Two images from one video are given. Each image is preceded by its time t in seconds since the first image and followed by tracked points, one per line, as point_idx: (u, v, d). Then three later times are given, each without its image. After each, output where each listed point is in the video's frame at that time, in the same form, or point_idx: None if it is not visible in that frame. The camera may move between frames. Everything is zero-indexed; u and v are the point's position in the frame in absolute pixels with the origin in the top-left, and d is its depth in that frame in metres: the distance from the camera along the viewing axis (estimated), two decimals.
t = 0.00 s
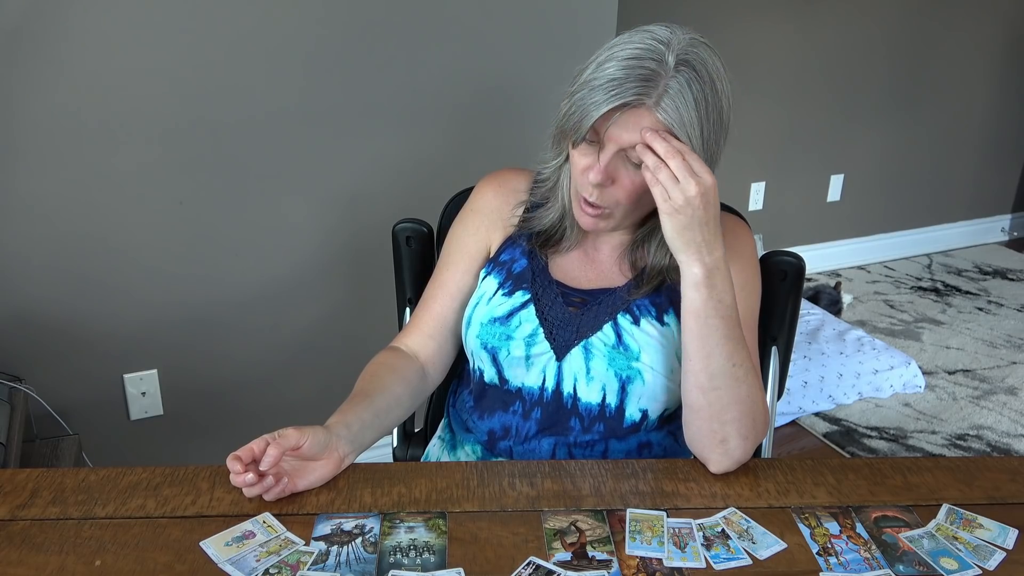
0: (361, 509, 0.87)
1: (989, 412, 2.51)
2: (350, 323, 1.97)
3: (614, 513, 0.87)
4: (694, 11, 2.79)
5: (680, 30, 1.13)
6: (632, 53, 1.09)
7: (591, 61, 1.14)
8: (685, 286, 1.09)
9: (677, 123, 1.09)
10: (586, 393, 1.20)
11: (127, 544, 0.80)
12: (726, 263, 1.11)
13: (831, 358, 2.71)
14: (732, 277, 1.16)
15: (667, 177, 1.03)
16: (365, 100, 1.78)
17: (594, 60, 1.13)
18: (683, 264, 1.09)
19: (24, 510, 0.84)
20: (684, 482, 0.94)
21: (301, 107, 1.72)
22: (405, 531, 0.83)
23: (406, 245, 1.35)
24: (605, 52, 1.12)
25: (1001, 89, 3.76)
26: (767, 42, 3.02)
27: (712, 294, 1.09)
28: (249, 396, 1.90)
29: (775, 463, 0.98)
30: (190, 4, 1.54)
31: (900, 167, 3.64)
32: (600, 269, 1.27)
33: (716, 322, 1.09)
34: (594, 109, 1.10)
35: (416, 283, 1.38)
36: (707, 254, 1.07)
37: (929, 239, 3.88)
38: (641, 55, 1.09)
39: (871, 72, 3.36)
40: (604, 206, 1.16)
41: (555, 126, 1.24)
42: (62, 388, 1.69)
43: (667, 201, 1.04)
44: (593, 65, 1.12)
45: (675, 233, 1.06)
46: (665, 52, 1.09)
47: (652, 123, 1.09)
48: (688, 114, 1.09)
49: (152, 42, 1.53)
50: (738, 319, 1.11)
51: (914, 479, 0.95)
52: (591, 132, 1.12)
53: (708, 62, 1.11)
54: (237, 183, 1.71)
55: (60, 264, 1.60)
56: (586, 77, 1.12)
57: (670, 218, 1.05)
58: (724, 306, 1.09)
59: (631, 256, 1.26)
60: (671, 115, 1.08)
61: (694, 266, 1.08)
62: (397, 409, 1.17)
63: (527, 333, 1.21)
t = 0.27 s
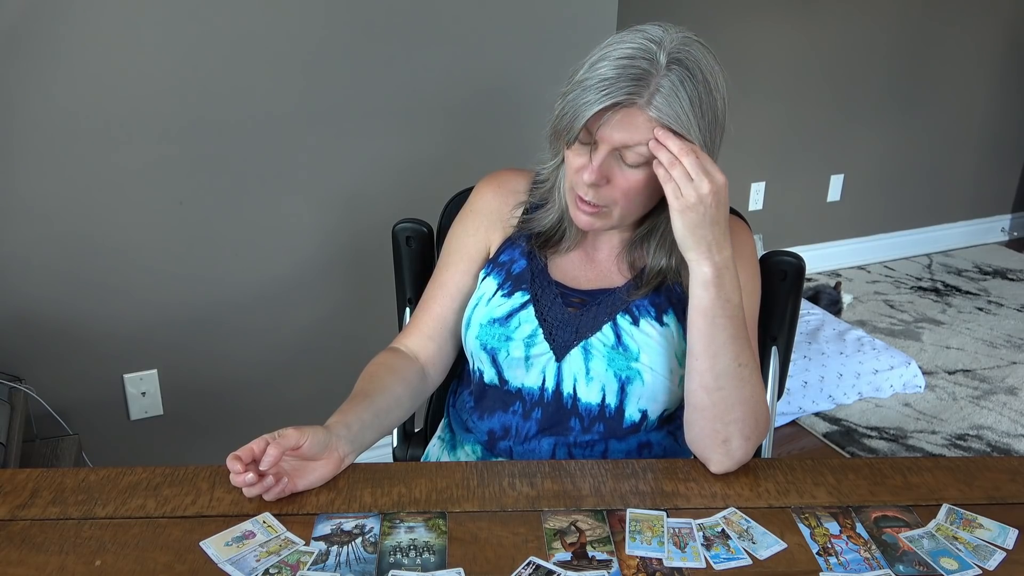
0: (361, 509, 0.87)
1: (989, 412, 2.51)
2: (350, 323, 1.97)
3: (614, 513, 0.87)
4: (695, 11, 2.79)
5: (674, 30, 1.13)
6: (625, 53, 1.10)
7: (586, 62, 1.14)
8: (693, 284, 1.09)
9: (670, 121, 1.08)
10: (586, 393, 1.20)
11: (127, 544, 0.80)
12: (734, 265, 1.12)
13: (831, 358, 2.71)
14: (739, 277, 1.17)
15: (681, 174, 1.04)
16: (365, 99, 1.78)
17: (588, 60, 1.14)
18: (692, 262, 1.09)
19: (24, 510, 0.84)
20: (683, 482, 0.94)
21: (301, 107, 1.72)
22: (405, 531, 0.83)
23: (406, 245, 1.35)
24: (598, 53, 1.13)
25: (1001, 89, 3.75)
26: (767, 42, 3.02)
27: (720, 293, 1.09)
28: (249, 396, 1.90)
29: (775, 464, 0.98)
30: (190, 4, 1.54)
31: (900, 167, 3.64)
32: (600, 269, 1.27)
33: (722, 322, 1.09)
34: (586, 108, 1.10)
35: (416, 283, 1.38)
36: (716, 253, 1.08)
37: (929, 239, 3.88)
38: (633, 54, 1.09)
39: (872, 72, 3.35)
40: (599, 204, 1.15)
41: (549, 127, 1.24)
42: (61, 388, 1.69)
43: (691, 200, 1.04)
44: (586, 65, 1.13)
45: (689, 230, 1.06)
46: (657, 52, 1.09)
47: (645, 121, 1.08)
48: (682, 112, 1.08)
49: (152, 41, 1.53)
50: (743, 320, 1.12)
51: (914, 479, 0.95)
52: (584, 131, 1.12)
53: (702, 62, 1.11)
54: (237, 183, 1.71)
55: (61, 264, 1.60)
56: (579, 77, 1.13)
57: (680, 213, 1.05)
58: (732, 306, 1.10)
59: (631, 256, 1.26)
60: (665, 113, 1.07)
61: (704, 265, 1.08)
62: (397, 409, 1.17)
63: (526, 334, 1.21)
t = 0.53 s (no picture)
0: (361, 509, 0.87)
1: (989, 412, 2.51)
2: (350, 323, 1.97)
3: (614, 514, 0.87)
4: (695, 11, 2.79)
5: (674, 28, 1.13)
6: (627, 51, 1.10)
7: (587, 60, 1.14)
8: (693, 285, 1.09)
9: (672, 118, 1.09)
10: (586, 393, 1.20)
11: (127, 544, 0.80)
12: (733, 265, 1.11)
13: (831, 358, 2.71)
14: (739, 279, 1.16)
15: (672, 178, 1.03)
16: (365, 99, 1.78)
17: (588, 59, 1.13)
18: (690, 264, 1.08)
19: (24, 510, 0.84)
20: (684, 482, 0.94)
21: (301, 107, 1.72)
22: (405, 531, 0.83)
23: (406, 245, 1.35)
24: (599, 51, 1.13)
25: (1001, 90, 3.75)
26: (767, 42, 3.02)
27: (720, 295, 1.09)
28: (249, 396, 1.90)
29: (775, 464, 0.98)
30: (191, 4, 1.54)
31: (900, 167, 3.64)
32: (600, 270, 1.28)
33: (722, 322, 1.09)
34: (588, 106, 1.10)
35: (416, 283, 1.38)
36: (715, 255, 1.07)
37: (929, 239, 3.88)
38: (635, 52, 1.09)
39: (872, 72, 3.35)
40: (602, 203, 1.15)
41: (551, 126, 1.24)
42: (62, 388, 1.69)
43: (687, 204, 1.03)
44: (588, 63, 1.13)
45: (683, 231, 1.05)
46: (660, 50, 1.10)
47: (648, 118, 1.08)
48: (684, 110, 1.09)
49: (152, 41, 1.53)
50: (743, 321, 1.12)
51: (914, 479, 0.95)
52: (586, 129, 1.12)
53: (704, 60, 1.11)
54: (236, 183, 1.71)
55: (61, 264, 1.60)
56: (581, 75, 1.13)
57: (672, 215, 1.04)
58: (731, 307, 1.10)
59: (631, 256, 1.26)
60: (668, 111, 1.08)
61: (702, 266, 1.08)
62: (397, 409, 1.17)
63: (527, 334, 1.21)
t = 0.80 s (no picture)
0: (361, 509, 0.87)
1: (989, 412, 2.51)
2: (350, 323, 1.97)
3: (614, 514, 0.87)
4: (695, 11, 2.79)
5: (678, 27, 1.13)
6: (633, 51, 1.10)
7: (591, 60, 1.14)
8: (692, 286, 1.09)
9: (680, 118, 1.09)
10: (586, 394, 1.20)
11: (127, 544, 0.80)
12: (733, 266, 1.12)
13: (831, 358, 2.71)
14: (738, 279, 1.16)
15: (667, 180, 1.03)
16: (365, 99, 1.78)
17: (593, 59, 1.13)
18: (689, 265, 1.08)
19: (24, 510, 0.84)
20: (684, 482, 0.94)
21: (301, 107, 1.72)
22: (405, 531, 0.83)
23: (406, 245, 1.35)
24: (604, 51, 1.13)
25: (1001, 89, 3.76)
26: (767, 42, 3.02)
27: (719, 295, 1.09)
28: (249, 396, 1.90)
29: (775, 464, 0.98)
30: (191, 4, 1.54)
31: (900, 167, 3.64)
32: (601, 270, 1.28)
33: (722, 322, 1.09)
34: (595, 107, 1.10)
35: (416, 283, 1.38)
36: (713, 255, 1.07)
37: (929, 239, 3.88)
38: (641, 51, 1.09)
39: (872, 72, 3.35)
40: (608, 203, 1.15)
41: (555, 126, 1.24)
42: (61, 388, 1.69)
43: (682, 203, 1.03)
44: (593, 63, 1.12)
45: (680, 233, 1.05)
46: (666, 49, 1.10)
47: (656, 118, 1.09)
48: (692, 108, 1.09)
49: (152, 42, 1.53)
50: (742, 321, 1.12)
51: (914, 479, 0.95)
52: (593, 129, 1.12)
53: (709, 59, 1.11)
54: (236, 183, 1.71)
55: (61, 264, 1.60)
56: (586, 75, 1.13)
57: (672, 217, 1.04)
58: (730, 308, 1.10)
59: (632, 256, 1.26)
60: (675, 112, 1.08)
61: (701, 267, 1.08)
62: (397, 409, 1.17)
63: (527, 335, 1.21)
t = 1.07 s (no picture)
0: (361, 509, 0.87)
1: (989, 412, 2.51)
2: (350, 323, 1.97)
3: (614, 514, 0.87)
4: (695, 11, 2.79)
5: (683, 28, 1.13)
6: (641, 52, 1.09)
7: (596, 60, 1.13)
8: (689, 287, 1.09)
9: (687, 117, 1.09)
10: (586, 394, 1.20)
11: (127, 544, 0.80)
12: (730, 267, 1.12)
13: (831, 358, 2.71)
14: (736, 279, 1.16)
15: (661, 181, 1.03)
16: (365, 99, 1.78)
17: (599, 59, 1.13)
18: (687, 267, 1.08)
19: (24, 510, 0.84)
20: (684, 482, 0.94)
21: (301, 107, 1.72)
22: (405, 531, 0.83)
23: (406, 245, 1.35)
24: (610, 52, 1.12)
25: (1001, 89, 3.75)
26: (767, 42, 3.02)
27: (717, 297, 1.09)
28: (249, 396, 1.90)
29: (775, 464, 0.98)
30: (191, 4, 1.54)
31: (900, 167, 3.64)
32: (600, 270, 1.28)
33: (722, 322, 1.09)
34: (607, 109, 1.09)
35: (416, 283, 1.38)
36: (711, 257, 1.08)
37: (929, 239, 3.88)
38: (649, 52, 1.09)
39: (872, 72, 3.35)
40: (615, 205, 1.15)
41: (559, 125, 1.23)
42: (62, 388, 1.69)
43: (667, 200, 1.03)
44: (600, 64, 1.12)
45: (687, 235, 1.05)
46: (674, 51, 1.10)
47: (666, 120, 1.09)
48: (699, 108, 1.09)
49: (152, 42, 1.53)
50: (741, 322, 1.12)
51: (914, 479, 0.95)
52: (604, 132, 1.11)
53: (716, 61, 1.12)
54: (236, 183, 1.71)
55: (61, 264, 1.60)
56: (593, 76, 1.12)
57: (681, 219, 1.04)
58: (728, 309, 1.10)
59: (631, 256, 1.26)
60: (684, 114, 1.08)
61: (699, 268, 1.08)
62: (397, 409, 1.17)
63: (528, 335, 1.21)
